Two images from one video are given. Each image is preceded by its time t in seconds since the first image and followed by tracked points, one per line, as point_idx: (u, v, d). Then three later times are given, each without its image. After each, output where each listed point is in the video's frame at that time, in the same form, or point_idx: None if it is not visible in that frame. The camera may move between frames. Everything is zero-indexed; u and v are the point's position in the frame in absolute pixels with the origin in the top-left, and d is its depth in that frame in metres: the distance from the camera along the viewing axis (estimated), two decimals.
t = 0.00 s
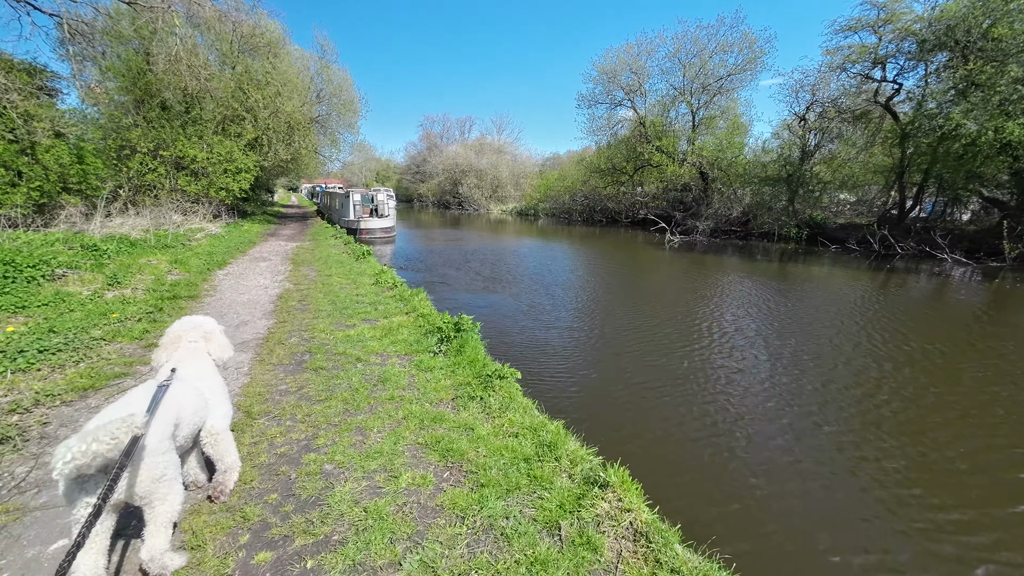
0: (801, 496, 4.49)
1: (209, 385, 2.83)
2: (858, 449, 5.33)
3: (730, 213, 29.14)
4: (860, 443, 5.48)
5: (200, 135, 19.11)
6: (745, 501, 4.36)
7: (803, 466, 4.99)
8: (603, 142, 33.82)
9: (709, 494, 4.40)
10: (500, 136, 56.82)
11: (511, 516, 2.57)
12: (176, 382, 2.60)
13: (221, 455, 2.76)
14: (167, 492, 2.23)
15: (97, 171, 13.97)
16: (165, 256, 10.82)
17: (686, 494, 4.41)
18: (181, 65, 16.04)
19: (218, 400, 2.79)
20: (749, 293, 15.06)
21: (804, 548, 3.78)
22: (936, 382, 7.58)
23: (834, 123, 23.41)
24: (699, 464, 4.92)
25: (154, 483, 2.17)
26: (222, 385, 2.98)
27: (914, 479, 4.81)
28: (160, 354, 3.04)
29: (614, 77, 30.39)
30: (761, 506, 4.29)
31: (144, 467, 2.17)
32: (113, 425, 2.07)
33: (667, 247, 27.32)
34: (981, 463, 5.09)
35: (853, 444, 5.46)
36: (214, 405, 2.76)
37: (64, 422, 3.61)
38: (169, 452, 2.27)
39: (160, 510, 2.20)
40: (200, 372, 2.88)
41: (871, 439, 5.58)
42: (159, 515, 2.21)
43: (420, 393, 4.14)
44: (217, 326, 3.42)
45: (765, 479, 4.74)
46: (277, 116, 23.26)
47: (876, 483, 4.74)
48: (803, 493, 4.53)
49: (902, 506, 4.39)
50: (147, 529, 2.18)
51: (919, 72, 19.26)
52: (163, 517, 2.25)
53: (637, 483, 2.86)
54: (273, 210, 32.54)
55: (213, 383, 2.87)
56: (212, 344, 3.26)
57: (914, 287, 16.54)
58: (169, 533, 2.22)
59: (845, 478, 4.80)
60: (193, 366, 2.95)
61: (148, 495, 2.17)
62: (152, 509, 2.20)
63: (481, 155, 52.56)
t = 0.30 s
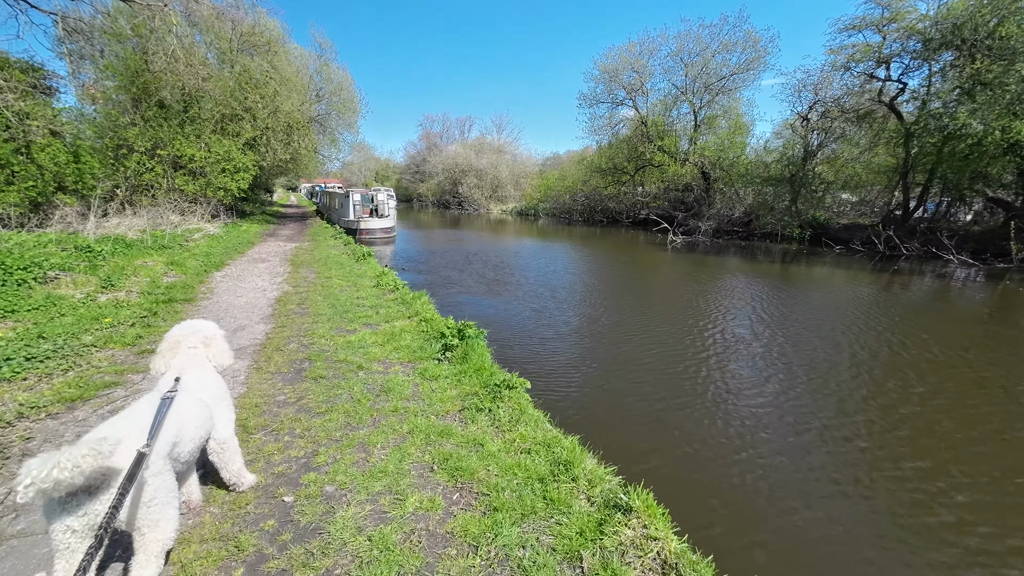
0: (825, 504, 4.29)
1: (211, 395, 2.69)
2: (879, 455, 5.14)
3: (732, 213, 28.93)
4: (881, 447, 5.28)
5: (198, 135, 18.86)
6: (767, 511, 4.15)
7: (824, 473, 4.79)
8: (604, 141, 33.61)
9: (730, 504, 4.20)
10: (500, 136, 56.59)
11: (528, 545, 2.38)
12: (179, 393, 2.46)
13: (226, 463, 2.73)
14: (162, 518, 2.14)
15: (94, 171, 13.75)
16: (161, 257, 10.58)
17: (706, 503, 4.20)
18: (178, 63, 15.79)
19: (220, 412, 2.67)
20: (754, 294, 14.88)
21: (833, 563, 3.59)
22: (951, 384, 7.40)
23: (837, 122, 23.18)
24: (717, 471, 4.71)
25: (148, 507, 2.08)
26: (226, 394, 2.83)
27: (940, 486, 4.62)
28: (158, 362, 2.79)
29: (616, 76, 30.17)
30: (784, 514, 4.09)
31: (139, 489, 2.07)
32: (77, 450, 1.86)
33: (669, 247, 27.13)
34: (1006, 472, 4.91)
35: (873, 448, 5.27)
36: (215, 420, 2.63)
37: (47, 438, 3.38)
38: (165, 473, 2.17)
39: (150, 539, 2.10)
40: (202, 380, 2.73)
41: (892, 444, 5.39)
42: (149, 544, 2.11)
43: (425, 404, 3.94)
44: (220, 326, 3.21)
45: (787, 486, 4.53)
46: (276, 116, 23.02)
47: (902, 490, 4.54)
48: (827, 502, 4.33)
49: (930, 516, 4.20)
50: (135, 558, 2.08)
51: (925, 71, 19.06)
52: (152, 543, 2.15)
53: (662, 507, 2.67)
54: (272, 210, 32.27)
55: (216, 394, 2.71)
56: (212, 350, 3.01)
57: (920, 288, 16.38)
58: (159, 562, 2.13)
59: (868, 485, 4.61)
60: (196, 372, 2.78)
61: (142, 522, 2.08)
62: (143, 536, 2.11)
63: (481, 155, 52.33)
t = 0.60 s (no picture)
0: (851, 510, 4.12)
1: (216, 406, 2.51)
2: (902, 459, 4.97)
3: (734, 213, 28.77)
4: (902, 452, 5.13)
5: (197, 134, 18.64)
6: (792, 518, 3.98)
7: (846, 478, 4.62)
8: (606, 141, 33.43)
9: (752, 511, 4.02)
10: (500, 136, 56.42)
11: (550, 571, 2.20)
12: (182, 405, 2.28)
13: (227, 479, 2.54)
14: (162, 542, 1.97)
15: (91, 171, 13.54)
16: (158, 258, 10.37)
17: (727, 510, 4.03)
18: (176, 62, 15.59)
19: (225, 425, 2.49)
20: (759, 295, 14.71)
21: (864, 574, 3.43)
22: (969, 385, 7.20)
23: (839, 122, 23.02)
24: (736, 476, 4.55)
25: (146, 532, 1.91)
26: (231, 404, 2.66)
27: (968, 492, 4.45)
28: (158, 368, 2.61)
29: (617, 75, 30.00)
30: (809, 520, 3.93)
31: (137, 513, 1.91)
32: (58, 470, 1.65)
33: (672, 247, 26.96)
34: None
35: (894, 452, 5.11)
36: (220, 433, 2.46)
37: (36, 450, 3.21)
38: (165, 494, 2.00)
39: (147, 567, 1.92)
40: (208, 389, 2.55)
41: (913, 447, 5.22)
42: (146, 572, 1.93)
43: (433, 413, 3.77)
44: (226, 330, 3.00)
45: (810, 493, 4.36)
46: (275, 115, 22.83)
47: (928, 496, 4.38)
48: (853, 507, 4.16)
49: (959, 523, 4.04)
50: None
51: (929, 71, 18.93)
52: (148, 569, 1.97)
53: (692, 529, 2.49)
54: (271, 211, 32.05)
55: (222, 405, 2.54)
56: (217, 356, 2.82)
57: (926, 288, 16.24)
58: None
59: (894, 490, 4.44)
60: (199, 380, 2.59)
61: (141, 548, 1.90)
62: (139, 564, 1.92)
63: (481, 155, 52.15)
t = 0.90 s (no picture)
0: (870, 520, 4.02)
1: (220, 417, 2.39)
2: (918, 467, 4.88)
3: (736, 213, 28.65)
4: (918, 458, 5.02)
5: (196, 134, 18.49)
6: (810, 529, 3.88)
7: (863, 486, 4.52)
8: (607, 141, 33.29)
9: (769, 522, 3.93)
10: (501, 136, 56.26)
11: None
12: (184, 417, 2.17)
13: (230, 495, 2.42)
14: (161, 567, 1.84)
15: (90, 171, 13.41)
16: (157, 260, 10.23)
17: (743, 520, 3.93)
18: (176, 61, 15.48)
19: (230, 437, 2.38)
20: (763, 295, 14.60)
21: None
22: (981, 388, 7.09)
23: (842, 122, 22.92)
24: (750, 486, 4.44)
25: (147, 555, 1.80)
26: (236, 415, 2.53)
27: (989, 502, 4.33)
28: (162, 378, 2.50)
29: (619, 75, 29.87)
30: (827, 530, 3.82)
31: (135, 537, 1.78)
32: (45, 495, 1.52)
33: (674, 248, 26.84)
34: None
35: (910, 459, 5.00)
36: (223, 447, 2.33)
37: (29, 461, 3.08)
38: (166, 514, 1.89)
39: None
40: (211, 400, 2.43)
41: (928, 454, 5.12)
42: None
43: (441, 421, 3.66)
44: (231, 335, 2.87)
45: (826, 502, 4.26)
46: (276, 115, 22.69)
47: (948, 506, 4.28)
48: (872, 518, 4.06)
49: (980, 532, 3.94)
50: None
51: (934, 71, 18.83)
52: None
53: (718, 547, 2.37)
54: (271, 211, 31.90)
55: (226, 416, 2.41)
56: (222, 364, 2.69)
57: (931, 289, 16.14)
58: None
59: (913, 499, 4.34)
60: (202, 390, 2.47)
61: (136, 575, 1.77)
62: None
63: (481, 155, 52.01)
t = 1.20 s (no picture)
0: (885, 527, 3.92)
1: (213, 423, 2.27)
2: (931, 471, 4.78)
3: (737, 213, 28.54)
4: (929, 461, 4.92)
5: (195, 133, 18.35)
6: (824, 536, 3.78)
7: (876, 491, 4.41)
8: (607, 140, 33.16)
9: (782, 529, 3.82)
10: (500, 136, 56.10)
11: None
12: (175, 424, 2.05)
13: (228, 504, 2.31)
14: None
15: (88, 170, 13.29)
16: (155, 260, 10.10)
17: (756, 527, 3.83)
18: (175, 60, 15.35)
19: (225, 444, 2.26)
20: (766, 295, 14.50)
21: None
22: (991, 388, 6.98)
23: (843, 121, 22.84)
24: (760, 490, 4.34)
25: (137, 573, 1.70)
26: (233, 422, 2.40)
27: (1004, 507, 4.24)
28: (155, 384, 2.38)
29: (620, 74, 29.77)
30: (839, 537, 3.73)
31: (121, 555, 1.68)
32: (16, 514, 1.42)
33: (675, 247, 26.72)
34: None
35: (923, 463, 4.90)
36: (218, 455, 2.21)
37: (15, 469, 2.96)
38: (155, 529, 1.79)
39: None
40: (206, 406, 2.31)
41: (941, 458, 5.02)
42: None
43: (446, 426, 3.56)
44: (232, 335, 2.73)
45: (839, 507, 4.16)
46: (275, 114, 22.53)
47: (964, 512, 4.17)
48: (887, 524, 3.95)
49: (996, 538, 3.84)
50: None
51: (936, 70, 18.75)
52: None
53: (737, 560, 2.25)
54: (270, 210, 31.75)
55: (222, 422, 2.29)
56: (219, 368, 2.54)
57: (934, 289, 16.06)
58: None
59: (928, 504, 4.23)
60: (194, 396, 2.34)
61: None
62: None
63: (481, 155, 51.86)
